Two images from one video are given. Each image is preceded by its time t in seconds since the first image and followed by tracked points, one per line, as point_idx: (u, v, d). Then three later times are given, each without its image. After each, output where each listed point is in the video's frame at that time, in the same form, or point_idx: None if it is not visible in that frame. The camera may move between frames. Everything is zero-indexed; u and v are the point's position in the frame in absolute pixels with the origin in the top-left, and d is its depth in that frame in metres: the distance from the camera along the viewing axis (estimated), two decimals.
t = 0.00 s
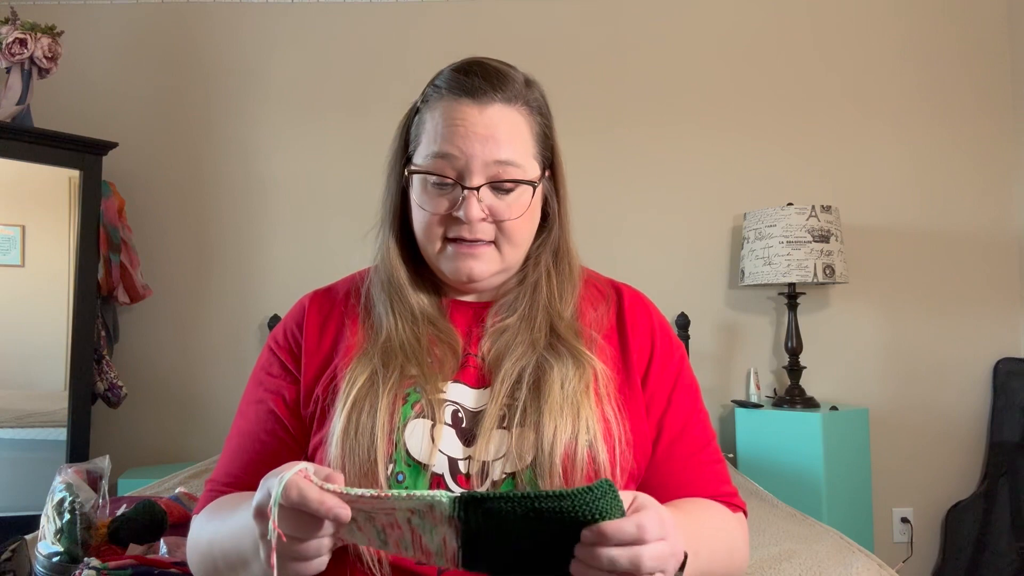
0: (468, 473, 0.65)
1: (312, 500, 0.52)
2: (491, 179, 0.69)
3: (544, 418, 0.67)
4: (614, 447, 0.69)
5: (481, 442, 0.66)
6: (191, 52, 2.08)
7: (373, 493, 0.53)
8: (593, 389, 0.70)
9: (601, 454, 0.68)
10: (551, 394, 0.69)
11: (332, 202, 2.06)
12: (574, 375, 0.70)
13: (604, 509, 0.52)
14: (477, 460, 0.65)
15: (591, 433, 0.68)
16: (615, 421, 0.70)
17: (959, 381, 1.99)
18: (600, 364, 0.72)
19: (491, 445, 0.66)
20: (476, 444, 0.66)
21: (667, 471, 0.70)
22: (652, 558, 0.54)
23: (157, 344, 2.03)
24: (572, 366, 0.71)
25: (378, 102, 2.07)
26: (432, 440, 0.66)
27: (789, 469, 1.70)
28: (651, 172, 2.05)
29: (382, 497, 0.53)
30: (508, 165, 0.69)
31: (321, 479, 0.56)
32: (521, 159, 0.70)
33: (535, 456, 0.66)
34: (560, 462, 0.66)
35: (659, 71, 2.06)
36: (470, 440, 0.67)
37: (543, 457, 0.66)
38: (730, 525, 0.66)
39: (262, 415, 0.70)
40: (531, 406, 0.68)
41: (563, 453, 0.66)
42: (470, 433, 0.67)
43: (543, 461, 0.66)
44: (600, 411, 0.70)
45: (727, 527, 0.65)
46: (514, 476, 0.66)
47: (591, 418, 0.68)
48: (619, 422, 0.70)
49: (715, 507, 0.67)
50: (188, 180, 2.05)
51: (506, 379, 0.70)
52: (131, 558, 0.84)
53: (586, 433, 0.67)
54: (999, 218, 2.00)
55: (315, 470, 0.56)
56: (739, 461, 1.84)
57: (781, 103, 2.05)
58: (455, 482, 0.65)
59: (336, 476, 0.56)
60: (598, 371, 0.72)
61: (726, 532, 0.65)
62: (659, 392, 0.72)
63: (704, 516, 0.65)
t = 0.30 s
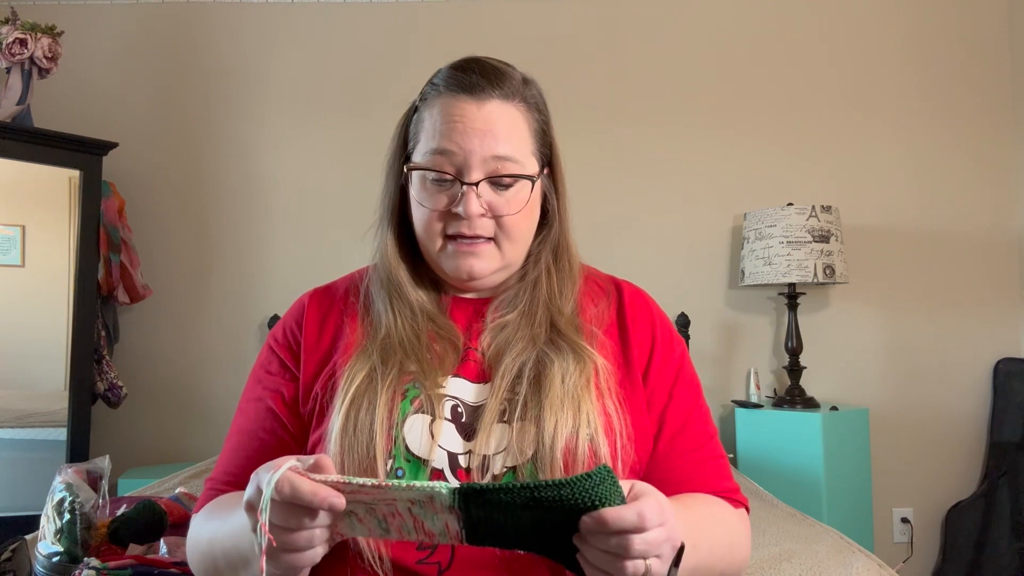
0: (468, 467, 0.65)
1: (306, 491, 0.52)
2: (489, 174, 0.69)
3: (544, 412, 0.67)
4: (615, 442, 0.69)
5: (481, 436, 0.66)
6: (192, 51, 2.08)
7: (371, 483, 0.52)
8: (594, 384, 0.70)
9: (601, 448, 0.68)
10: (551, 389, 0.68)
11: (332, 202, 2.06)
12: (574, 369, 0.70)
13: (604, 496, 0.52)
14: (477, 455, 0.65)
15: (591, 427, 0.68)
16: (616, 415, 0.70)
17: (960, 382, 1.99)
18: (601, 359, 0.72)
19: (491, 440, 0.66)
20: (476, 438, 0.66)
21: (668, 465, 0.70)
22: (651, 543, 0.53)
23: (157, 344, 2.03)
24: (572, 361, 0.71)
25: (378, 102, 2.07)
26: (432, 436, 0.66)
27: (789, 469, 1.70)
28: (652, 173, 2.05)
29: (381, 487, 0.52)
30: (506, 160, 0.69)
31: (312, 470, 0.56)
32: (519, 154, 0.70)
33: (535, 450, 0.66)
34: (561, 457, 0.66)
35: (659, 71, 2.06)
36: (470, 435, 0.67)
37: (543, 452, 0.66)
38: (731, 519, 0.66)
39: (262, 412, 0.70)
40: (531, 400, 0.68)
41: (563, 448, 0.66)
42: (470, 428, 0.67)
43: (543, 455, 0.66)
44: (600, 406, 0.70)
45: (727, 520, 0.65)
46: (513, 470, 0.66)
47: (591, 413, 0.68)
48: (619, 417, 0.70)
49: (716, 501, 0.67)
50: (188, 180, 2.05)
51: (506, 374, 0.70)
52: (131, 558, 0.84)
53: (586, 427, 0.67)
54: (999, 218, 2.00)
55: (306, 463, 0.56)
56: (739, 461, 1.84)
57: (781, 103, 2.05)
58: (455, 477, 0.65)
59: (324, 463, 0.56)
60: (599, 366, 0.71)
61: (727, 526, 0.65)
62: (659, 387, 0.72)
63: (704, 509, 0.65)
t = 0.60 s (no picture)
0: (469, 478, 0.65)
1: (317, 492, 0.52)
2: (478, 154, 0.69)
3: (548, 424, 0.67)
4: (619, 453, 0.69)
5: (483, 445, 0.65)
6: (192, 51, 2.08)
7: (377, 479, 0.53)
8: (599, 395, 0.70)
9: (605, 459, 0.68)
10: (555, 400, 0.68)
11: (332, 202, 2.06)
12: (579, 380, 0.70)
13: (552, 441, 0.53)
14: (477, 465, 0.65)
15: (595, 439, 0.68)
16: (621, 425, 0.70)
17: (960, 381, 1.99)
18: (606, 368, 0.72)
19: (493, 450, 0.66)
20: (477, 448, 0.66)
21: (672, 475, 0.70)
22: (611, 478, 0.53)
23: (157, 344, 2.03)
24: (578, 370, 0.71)
25: (379, 102, 2.07)
26: (432, 446, 0.65)
27: (789, 469, 1.70)
28: (652, 173, 2.05)
29: (389, 482, 0.53)
30: (495, 141, 0.69)
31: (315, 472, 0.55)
32: (508, 136, 0.70)
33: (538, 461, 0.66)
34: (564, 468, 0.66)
35: (659, 71, 2.06)
36: (471, 444, 0.66)
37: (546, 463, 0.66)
38: (734, 532, 0.66)
39: (258, 417, 0.70)
40: (536, 411, 0.68)
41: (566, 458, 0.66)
42: (471, 436, 0.67)
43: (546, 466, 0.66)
44: (605, 417, 0.69)
45: (730, 532, 0.66)
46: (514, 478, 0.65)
47: (596, 425, 0.68)
48: (624, 428, 0.70)
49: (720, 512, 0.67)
50: (188, 180, 2.05)
51: (510, 383, 0.69)
52: (130, 558, 0.84)
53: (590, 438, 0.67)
54: (1000, 218, 2.00)
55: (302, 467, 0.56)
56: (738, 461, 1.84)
57: (781, 103, 2.05)
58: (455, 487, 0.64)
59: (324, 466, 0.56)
60: (604, 376, 0.71)
61: (726, 537, 0.65)
62: (667, 397, 0.72)
63: (706, 520, 0.65)
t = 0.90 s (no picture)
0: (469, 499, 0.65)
1: (327, 562, 0.52)
2: (488, 155, 0.69)
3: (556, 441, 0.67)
4: (626, 468, 0.69)
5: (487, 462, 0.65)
6: (192, 51, 2.08)
7: (381, 550, 0.53)
8: (606, 409, 0.70)
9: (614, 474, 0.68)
10: (562, 415, 0.69)
11: (332, 202, 2.06)
12: (586, 394, 0.70)
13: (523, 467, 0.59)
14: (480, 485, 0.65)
15: (604, 455, 0.68)
16: (628, 440, 0.70)
17: (960, 381, 1.99)
18: (613, 380, 0.72)
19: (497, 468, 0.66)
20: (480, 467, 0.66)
21: (680, 487, 0.72)
22: (584, 483, 0.56)
23: (157, 344, 2.03)
24: (584, 383, 0.71)
25: (378, 102, 2.07)
26: (431, 464, 0.65)
27: (789, 469, 1.70)
28: (652, 173, 2.05)
29: (390, 552, 0.53)
30: (506, 140, 0.69)
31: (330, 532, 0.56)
32: (519, 136, 0.70)
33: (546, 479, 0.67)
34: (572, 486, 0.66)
35: (660, 71, 2.06)
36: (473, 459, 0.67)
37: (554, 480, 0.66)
38: (741, 542, 0.68)
39: (250, 432, 0.70)
40: (543, 427, 0.69)
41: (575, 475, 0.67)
42: (472, 452, 0.67)
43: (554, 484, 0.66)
44: (613, 432, 0.69)
45: (735, 542, 0.68)
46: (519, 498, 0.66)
47: (604, 441, 0.68)
48: (632, 443, 0.70)
49: (727, 522, 0.69)
50: (188, 180, 2.05)
51: (514, 398, 0.69)
52: (129, 558, 0.84)
53: (597, 453, 0.67)
54: (999, 218, 2.00)
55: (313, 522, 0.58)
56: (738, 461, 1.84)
57: (781, 103, 2.05)
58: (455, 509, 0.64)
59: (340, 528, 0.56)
60: (610, 389, 0.71)
61: (731, 547, 0.67)
62: (675, 409, 0.72)
63: (711, 532, 0.67)
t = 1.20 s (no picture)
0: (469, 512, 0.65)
1: None
2: (484, 156, 0.69)
3: (555, 451, 0.67)
4: (626, 477, 0.69)
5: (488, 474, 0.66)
6: (192, 51, 2.08)
7: (382, 567, 0.53)
8: (607, 418, 0.70)
9: (613, 483, 0.68)
10: (562, 424, 0.69)
11: (332, 202, 2.06)
12: (587, 403, 0.70)
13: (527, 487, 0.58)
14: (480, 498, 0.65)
15: (604, 464, 0.68)
16: (629, 449, 0.70)
17: (960, 381, 1.99)
18: (613, 388, 0.72)
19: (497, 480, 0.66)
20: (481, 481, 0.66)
21: (681, 494, 0.72)
22: (588, 503, 0.56)
23: (157, 344, 2.03)
24: (584, 391, 0.70)
25: (379, 103, 2.07)
26: (429, 480, 0.65)
27: (790, 469, 1.70)
28: (652, 173, 2.05)
29: (391, 572, 0.54)
30: (505, 140, 0.70)
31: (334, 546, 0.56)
32: (518, 136, 0.71)
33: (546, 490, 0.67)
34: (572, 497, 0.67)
35: (660, 71, 2.06)
36: (474, 474, 0.67)
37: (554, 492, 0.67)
38: (743, 548, 0.69)
39: (244, 443, 0.70)
40: (542, 437, 0.68)
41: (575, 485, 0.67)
42: (471, 465, 0.67)
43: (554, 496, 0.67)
44: (613, 440, 0.69)
45: (736, 548, 0.69)
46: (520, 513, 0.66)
47: (604, 450, 0.68)
48: (632, 452, 0.70)
49: (728, 529, 0.70)
50: (188, 180, 2.05)
51: (513, 408, 0.69)
52: (129, 558, 0.84)
53: (599, 463, 0.68)
54: (1000, 218, 2.00)
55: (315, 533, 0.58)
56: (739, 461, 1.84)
57: (782, 103, 2.05)
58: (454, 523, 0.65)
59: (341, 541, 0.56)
60: (610, 397, 0.71)
61: (732, 553, 0.68)
62: (676, 417, 0.72)
63: (713, 539, 0.68)
